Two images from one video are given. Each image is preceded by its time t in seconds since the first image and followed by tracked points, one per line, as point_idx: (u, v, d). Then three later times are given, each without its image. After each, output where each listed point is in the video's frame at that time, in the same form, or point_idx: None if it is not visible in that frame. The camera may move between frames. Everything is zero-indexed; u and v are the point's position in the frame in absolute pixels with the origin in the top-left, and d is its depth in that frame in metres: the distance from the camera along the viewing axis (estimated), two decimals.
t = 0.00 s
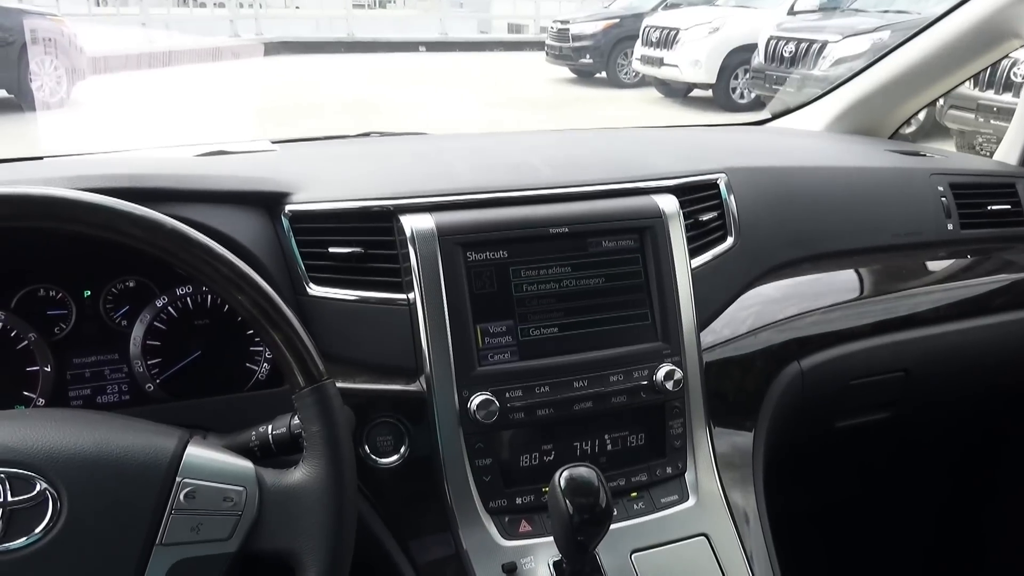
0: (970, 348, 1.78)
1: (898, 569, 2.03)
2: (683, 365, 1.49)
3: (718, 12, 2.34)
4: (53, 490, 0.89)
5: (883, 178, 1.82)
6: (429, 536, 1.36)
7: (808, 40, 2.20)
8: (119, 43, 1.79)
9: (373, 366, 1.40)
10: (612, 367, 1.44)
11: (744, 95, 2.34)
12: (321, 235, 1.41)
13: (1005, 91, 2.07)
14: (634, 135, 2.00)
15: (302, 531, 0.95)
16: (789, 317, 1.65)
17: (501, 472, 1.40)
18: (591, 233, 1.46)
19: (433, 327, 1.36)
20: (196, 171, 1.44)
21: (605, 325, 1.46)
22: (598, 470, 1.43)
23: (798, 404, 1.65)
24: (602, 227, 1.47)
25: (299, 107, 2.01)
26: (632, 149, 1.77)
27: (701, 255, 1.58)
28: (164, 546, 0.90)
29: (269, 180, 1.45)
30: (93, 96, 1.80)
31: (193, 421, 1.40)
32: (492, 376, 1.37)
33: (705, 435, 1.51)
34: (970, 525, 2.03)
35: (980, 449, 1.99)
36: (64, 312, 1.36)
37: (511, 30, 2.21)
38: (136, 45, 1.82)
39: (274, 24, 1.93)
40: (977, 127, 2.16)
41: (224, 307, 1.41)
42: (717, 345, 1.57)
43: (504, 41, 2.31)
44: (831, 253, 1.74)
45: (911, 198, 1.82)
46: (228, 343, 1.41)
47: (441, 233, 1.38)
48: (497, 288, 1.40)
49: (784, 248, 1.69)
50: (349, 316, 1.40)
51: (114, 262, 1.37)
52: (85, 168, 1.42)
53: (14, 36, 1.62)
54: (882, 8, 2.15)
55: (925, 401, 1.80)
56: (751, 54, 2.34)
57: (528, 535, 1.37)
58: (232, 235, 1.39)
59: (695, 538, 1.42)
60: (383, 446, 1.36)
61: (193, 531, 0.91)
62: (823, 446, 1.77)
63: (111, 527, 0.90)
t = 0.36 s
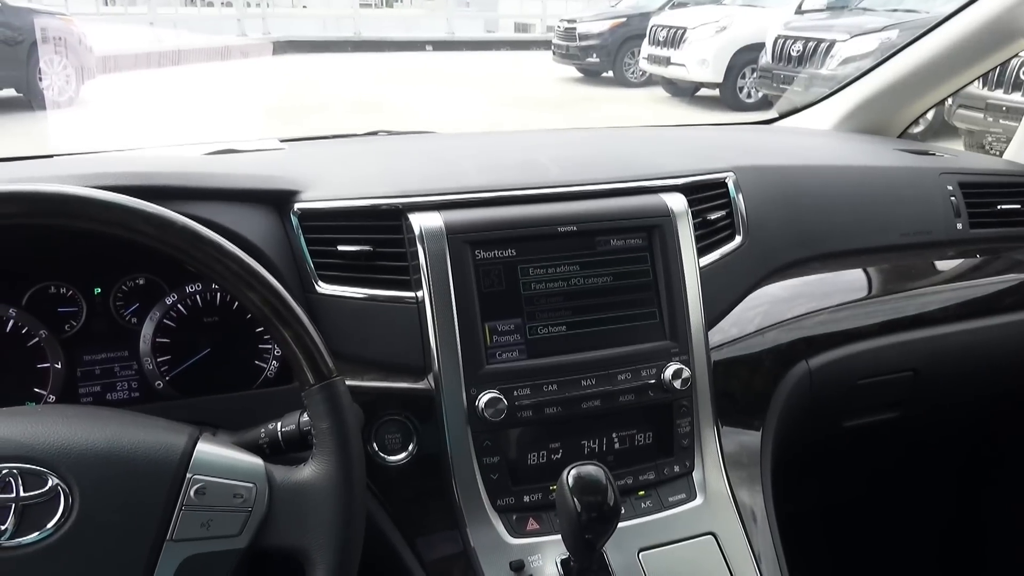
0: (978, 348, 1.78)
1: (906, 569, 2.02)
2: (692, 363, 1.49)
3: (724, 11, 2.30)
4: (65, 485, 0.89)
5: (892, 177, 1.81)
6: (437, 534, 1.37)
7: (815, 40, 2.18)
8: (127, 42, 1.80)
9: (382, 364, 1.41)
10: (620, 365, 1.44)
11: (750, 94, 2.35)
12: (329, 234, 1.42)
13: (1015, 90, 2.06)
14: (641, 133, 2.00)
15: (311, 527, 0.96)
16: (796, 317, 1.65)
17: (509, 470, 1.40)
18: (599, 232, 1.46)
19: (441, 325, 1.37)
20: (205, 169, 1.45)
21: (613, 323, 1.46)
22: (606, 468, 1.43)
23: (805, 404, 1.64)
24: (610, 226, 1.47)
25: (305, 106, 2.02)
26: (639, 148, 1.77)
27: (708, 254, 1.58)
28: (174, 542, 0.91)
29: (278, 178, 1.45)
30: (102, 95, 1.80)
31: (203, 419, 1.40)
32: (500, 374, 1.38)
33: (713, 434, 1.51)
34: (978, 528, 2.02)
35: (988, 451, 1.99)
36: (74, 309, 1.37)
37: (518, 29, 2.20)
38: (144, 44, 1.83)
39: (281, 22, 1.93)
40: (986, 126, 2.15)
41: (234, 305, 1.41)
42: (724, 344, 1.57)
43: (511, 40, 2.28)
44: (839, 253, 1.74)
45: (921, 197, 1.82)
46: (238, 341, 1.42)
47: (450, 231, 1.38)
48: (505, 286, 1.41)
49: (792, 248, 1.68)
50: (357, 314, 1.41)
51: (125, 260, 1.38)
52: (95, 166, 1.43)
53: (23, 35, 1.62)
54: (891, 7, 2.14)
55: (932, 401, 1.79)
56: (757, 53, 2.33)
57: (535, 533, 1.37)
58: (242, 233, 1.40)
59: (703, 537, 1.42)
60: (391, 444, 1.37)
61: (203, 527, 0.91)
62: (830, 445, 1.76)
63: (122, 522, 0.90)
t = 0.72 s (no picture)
0: (984, 347, 1.77)
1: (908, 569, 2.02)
2: (696, 361, 1.48)
3: (728, 10, 2.33)
4: (69, 482, 0.89)
5: (897, 175, 1.81)
6: (441, 531, 1.37)
7: (819, 39, 2.18)
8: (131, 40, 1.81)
9: (386, 361, 1.41)
10: (624, 363, 1.44)
11: (755, 93, 2.33)
12: (333, 231, 1.41)
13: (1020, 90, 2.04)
14: (647, 131, 2.00)
15: (315, 524, 0.95)
16: (802, 315, 1.65)
17: (513, 468, 1.40)
18: (604, 230, 1.46)
19: (446, 323, 1.37)
20: (210, 167, 1.45)
21: (618, 321, 1.45)
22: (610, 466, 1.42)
23: (810, 403, 1.64)
24: (615, 223, 1.47)
25: (308, 104, 2.02)
26: (644, 146, 1.77)
27: (713, 252, 1.57)
28: (178, 539, 0.91)
29: (284, 175, 1.45)
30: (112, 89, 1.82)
31: (207, 415, 1.40)
32: (504, 372, 1.38)
33: (718, 433, 1.50)
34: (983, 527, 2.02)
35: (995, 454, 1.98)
36: (79, 306, 1.37)
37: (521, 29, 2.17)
38: (149, 42, 1.83)
39: (285, 20, 1.93)
40: (991, 126, 2.14)
41: (238, 302, 1.41)
42: (730, 343, 1.57)
43: (515, 38, 2.22)
44: (845, 251, 1.73)
45: (927, 195, 1.81)
46: (243, 338, 1.42)
47: (454, 228, 1.38)
48: (510, 284, 1.40)
49: (797, 247, 1.68)
50: (361, 312, 1.41)
51: (130, 257, 1.38)
52: (100, 163, 1.43)
53: (29, 33, 1.63)
54: (896, 6, 2.14)
55: (938, 400, 1.78)
56: (762, 52, 2.32)
57: (539, 530, 1.37)
58: (246, 230, 1.40)
59: (708, 536, 1.42)
60: (395, 441, 1.36)
61: (207, 523, 0.91)
62: (836, 444, 1.76)
63: (126, 519, 0.90)
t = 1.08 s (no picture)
0: (985, 344, 1.77)
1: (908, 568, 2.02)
2: (697, 358, 1.48)
3: (730, 7, 2.32)
4: (69, 478, 0.89)
5: (899, 172, 1.81)
6: (441, 528, 1.37)
7: (821, 36, 2.18)
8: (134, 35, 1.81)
9: (386, 358, 1.41)
10: (625, 360, 1.44)
11: (756, 90, 2.31)
12: (333, 228, 1.41)
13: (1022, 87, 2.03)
14: (648, 128, 2.00)
15: (315, 520, 0.95)
16: (803, 312, 1.64)
17: (513, 465, 1.40)
18: (604, 227, 1.46)
19: (446, 319, 1.36)
20: (211, 163, 1.44)
21: (618, 318, 1.45)
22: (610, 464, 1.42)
23: (812, 400, 1.64)
24: (616, 221, 1.46)
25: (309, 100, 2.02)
26: (645, 143, 1.77)
27: (714, 249, 1.58)
28: (178, 534, 0.91)
29: (284, 171, 1.45)
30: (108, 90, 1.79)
31: (208, 411, 1.41)
32: (505, 369, 1.38)
33: (718, 430, 1.50)
34: (986, 523, 2.02)
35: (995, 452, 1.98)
36: (79, 302, 1.37)
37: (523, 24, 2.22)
38: (151, 38, 1.82)
39: (286, 16, 1.94)
40: (993, 124, 2.14)
41: (238, 298, 1.41)
42: (731, 340, 1.56)
43: (517, 35, 2.25)
44: (845, 248, 1.73)
45: (928, 193, 1.81)
46: (243, 334, 1.42)
47: (455, 225, 1.38)
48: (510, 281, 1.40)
49: (798, 244, 1.68)
50: (361, 309, 1.41)
51: (130, 253, 1.38)
52: (101, 159, 1.43)
53: (30, 29, 1.63)
54: (898, 3, 2.14)
55: (938, 397, 1.78)
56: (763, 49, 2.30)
57: (539, 527, 1.37)
58: (246, 226, 1.39)
59: (707, 533, 1.42)
60: (395, 438, 1.36)
61: (207, 520, 0.91)
62: (837, 443, 1.76)
63: (126, 514, 0.90)
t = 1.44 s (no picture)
0: (985, 341, 1.77)
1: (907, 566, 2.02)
2: (695, 355, 1.48)
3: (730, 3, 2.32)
4: (66, 476, 0.89)
5: (898, 169, 1.81)
6: (439, 525, 1.37)
7: (821, 32, 2.19)
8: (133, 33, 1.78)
9: (385, 355, 1.40)
10: (623, 357, 1.44)
11: (755, 87, 2.32)
12: (331, 226, 1.41)
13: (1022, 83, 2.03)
14: (648, 125, 1.99)
15: (312, 518, 0.95)
16: (802, 309, 1.64)
17: (512, 462, 1.40)
18: (603, 224, 1.46)
19: (444, 317, 1.36)
20: (209, 160, 1.44)
21: (617, 315, 1.45)
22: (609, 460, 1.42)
23: (811, 396, 1.64)
24: (615, 217, 1.46)
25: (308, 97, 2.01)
26: (643, 140, 1.77)
27: (713, 246, 1.58)
28: (176, 532, 0.91)
29: (282, 169, 1.45)
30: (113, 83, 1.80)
31: (206, 409, 1.41)
32: (503, 366, 1.37)
33: (717, 427, 1.50)
34: (985, 520, 2.02)
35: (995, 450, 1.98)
36: (77, 300, 1.37)
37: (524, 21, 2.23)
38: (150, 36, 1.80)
39: (286, 13, 1.93)
40: (993, 120, 2.13)
41: (236, 296, 1.41)
42: (729, 336, 1.56)
43: (516, 33, 2.32)
44: (844, 245, 1.73)
45: (927, 189, 1.81)
46: (241, 332, 1.42)
47: (453, 222, 1.38)
48: (509, 278, 1.40)
49: (797, 241, 1.67)
50: (359, 306, 1.40)
51: (128, 251, 1.38)
52: (99, 157, 1.42)
53: (28, 27, 1.60)
54: None
55: (938, 394, 1.78)
56: (763, 46, 2.31)
57: (538, 524, 1.37)
58: (244, 224, 1.39)
59: (706, 530, 1.42)
60: (394, 435, 1.36)
61: (205, 517, 0.91)
62: (837, 440, 1.76)
63: (123, 512, 0.90)
